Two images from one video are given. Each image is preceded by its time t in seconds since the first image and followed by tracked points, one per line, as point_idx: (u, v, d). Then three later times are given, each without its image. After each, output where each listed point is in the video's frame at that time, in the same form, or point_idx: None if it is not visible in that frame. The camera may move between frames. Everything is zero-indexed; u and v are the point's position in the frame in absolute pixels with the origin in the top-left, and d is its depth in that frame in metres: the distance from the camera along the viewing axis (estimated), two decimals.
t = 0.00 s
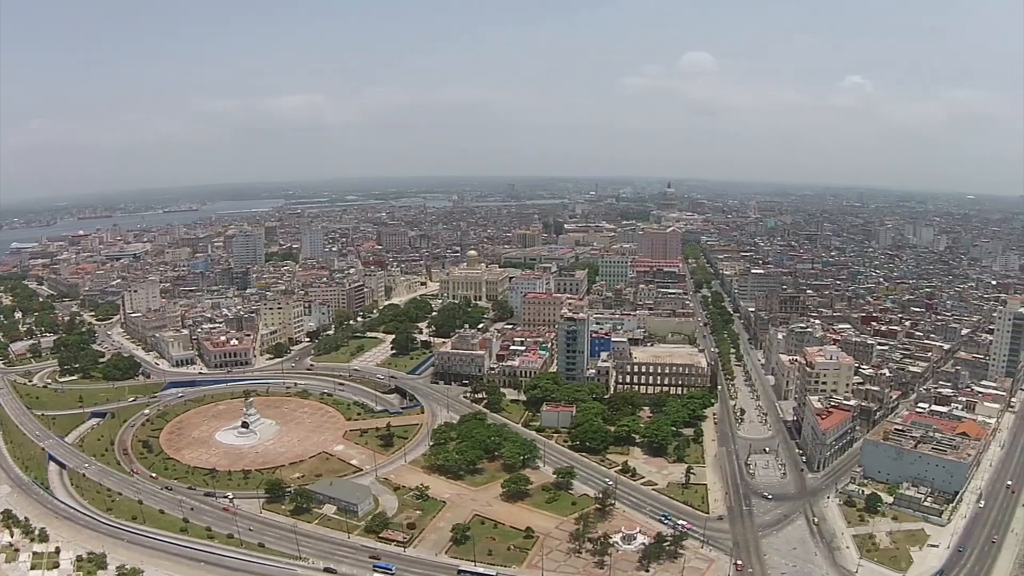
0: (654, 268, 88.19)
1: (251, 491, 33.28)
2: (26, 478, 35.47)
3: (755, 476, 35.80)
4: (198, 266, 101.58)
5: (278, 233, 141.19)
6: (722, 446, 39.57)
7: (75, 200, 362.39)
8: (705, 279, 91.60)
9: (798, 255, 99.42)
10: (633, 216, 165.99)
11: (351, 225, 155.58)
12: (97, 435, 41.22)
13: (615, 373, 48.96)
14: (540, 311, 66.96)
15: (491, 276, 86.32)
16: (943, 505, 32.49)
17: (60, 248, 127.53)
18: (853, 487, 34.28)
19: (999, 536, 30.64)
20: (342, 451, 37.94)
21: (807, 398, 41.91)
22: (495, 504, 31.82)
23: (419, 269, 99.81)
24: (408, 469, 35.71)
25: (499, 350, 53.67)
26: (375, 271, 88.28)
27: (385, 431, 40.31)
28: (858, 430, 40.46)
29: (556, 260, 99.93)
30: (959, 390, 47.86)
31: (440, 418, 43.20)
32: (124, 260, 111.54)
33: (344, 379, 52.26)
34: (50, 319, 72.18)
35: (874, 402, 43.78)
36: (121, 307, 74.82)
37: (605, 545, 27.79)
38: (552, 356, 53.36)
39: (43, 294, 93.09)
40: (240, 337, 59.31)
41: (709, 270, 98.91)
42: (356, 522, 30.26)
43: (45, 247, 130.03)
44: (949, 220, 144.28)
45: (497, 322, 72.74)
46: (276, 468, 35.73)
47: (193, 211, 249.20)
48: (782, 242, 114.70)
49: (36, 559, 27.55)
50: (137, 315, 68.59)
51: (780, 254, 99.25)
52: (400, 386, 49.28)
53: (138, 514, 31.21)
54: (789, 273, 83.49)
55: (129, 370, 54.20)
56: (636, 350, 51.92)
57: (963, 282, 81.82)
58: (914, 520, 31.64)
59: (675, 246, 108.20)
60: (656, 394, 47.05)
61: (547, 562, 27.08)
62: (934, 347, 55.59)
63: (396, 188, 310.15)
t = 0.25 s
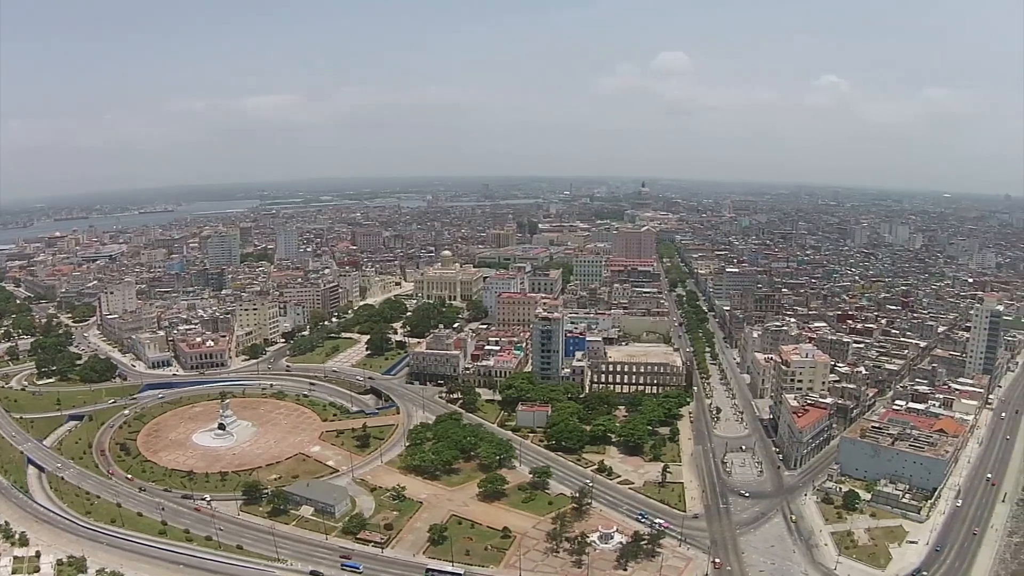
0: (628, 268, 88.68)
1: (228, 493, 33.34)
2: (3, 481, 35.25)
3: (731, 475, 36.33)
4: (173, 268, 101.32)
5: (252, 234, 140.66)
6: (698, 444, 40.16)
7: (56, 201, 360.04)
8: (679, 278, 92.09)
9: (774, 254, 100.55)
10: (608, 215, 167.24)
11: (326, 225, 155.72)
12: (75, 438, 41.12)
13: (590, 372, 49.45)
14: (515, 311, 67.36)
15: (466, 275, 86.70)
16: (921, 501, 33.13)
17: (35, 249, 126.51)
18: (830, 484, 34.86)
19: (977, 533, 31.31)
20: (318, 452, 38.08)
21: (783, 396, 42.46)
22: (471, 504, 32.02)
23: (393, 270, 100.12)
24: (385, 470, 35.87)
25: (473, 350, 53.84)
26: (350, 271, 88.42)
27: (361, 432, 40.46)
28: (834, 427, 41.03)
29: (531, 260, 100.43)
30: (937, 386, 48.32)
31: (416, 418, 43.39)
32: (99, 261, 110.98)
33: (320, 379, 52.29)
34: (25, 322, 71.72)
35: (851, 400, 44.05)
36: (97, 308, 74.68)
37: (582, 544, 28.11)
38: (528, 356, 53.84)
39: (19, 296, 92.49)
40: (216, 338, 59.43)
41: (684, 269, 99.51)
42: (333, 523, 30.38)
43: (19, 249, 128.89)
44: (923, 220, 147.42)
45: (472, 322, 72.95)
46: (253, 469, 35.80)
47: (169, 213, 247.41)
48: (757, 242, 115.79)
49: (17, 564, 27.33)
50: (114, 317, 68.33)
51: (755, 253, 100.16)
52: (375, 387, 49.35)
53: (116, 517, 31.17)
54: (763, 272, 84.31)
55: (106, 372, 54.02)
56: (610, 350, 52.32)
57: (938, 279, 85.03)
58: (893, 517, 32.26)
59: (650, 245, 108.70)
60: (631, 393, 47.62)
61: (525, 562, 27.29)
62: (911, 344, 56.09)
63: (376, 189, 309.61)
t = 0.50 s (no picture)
0: (600, 267, 89.21)
1: (204, 495, 33.33)
2: None
3: (706, 474, 36.46)
4: (147, 271, 100.91)
5: (225, 236, 140.08)
6: (672, 444, 40.30)
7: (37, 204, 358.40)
8: (651, 277, 92.78)
9: (746, 254, 101.47)
10: (580, 215, 168.50)
11: (298, 227, 155.67)
12: (52, 442, 41.00)
13: (564, 372, 49.29)
14: (487, 311, 67.71)
15: (438, 276, 87.26)
16: (898, 498, 33.52)
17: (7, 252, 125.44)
18: (805, 483, 35.10)
19: (954, 530, 31.72)
20: (293, 454, 38.13)
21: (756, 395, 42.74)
22: (446, 505, 32.06)
23: (365, 271, 100.39)
24: (360, 471, 35.88)
25: (447, 350, 54.38)
26: (323, 273, 88.64)
27: (336, 433, 40.50)
28: (808, 425, 41.26)
29: (501, 261, 100.89)
30: (913, 382, 48.66)
31: (390, 419, 43.51)
32: (73, 264, 110.40)
33: (293, 381, 52.29)
34: None
35: (825, 398, 44.45)
36: (72, 312, 74.65)
37: (559, 544, 28.19)
38: (501, 356, 54.13)
39: None
40: (190, 340, 59.20)
41: (655, 268, 100.30)
42: (309, 525, 30.40)
43: None
44: (895, 221, 151.34)
45: (444, 322, 73.17)
46: (228, 471, 35.81)
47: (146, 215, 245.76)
48: (729, 242, 116.88)
49: None
50: (88, 320, 68.12)
51: (727, 253, 101.16)
52: (349, 388, 49.30)
53: (94, 521, 31.11)
54: (736, 272, 85.07)
55: (81, 376, 53.48)
56: (583, 350, 52.29)
57: (914, 278, 87.57)
58: (870, 515, 32.45)
59: (622, 245, 109.36)
60: (603, 393, 47.50)
61: (501, 562, 27.36)
62: (885, 343, 56.57)
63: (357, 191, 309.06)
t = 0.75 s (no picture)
0: (568, 267, 89.48)
1: (176, 499, 33.27)
2: None
3: (677, 472, 36.45)
4: (115, 273, 100.02)
5: (194, 238, 138.78)
6: (643, 443, 40.31)
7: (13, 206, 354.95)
8: (619, 276, 93.16)
9: (714, 253, 101.87)
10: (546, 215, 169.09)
11: (268, 229, 154.84)
12: (25, 447, 40.79)
13: (533, 372, 49.09)
14: (454, 311, 67.69)
15: (406, 278, 87.55)
16: (871, 495, 33.52)
17: None
18: (777, 480, 35.15)
19: (928, 526, 31.78)
20: (264, 457, 38.10)
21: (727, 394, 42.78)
22: (418, 506, 32.04)
23: (334, 272, 100.24)
24: (331, 473, 35.85)
25: (417, 351, 54.69)
26: (292, 275, 88.55)
27: (306, 436, 40.51)
28: (780, 423, 41.44)
29: (469, 261, 100.79)
30: (883, 380, 48.96)
31: (360, 421, 43.55)
32: (42, 268, 109.33)
33: (262, 384, 52.24)
34: None
35: (796, 395, 44.67)
36: (43, 315, 74.74)
37: (531, 544, 28.19)
38: (470, 356, 54.28)
39: None
40: (160, 343, 59.50)
41: (623, 268, 100.77)
42: (281, 528, 30.34)
43: None
44: (863, 221, 154.00)
45: (412, 323, 73.09)
46: (200, 474, 35.76)
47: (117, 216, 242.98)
48: (698, 241, 117.59)
49: None
50: (59, 324, 67.91)
51: (696, 252, 101.83)
52: (319, 390, 49.16)
53: (69, 526, 30.99)
54: (704, 270, 85.43)
55: (53, 379, 53.80)
56: (552, 351, 52.11)
57: (881, 275, 88.44)
58: (842, 511, 32.48)
59: (589, 245, 109.59)
60: (573, 393, 47.62)
61: (474, 562, 27.37)
62: (855, 340, 56.47)
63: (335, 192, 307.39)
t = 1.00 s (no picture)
0: (543, 267, 89.47)
1: (155, 502, 33.25)
2: None
3: (654, 471, 36.45)
4: (92, 275, 99.17)
5: (170, 240, 137.18)
6: (620, 442, 40.31)
7: None
8: (594, 276, 93.22)
9: (691, 252, 101.96)
10: (521, 215, 169.18)
11: (244, 230, 153.82)
12: (5, 450, 40.64)
13: (510, 372, 48.95)
14: (430, 312, 67.73)
15: (382, 278, 87.65)
16: (850, 493, 33.45)
17: None
18: (756, 478, 35.09)
19: (908, 523, 31.79)
20: (242, 458, 38.10)
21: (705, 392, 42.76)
22: (396, 507, 32.01)
23: (310, 273, 99.91)
24: (309, 474, 35.80)
25: (393, 351, 54.52)
26: (268, 276, 88.45)
27: (284, 437, 40.46)
28: (757, 422, 41.38)
29: (445, 261, 100.48)
30: (862, 378, 49.03)
31: (338, 422, 43.59)
32: (18, 270, 108.25)
33: (238, 385, 52.23)
34: None
35: (773, 394, 44.44)
36: (21, 317, 74.66)
37: (510, 544, 28.14)
38: (446, 357, 54.44)
39: None
40: (138, 345, 59.62)
41: (598, 267, 100.94)
42: (260, 530, 30.30)
43: None
44: (840, 221, 155.29)
45: (388, 324, 72.85)
46: (179, 477, 35.74)
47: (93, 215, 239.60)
48: (674, 241, 117.82)
49: None
50: (37, 326, 67.75)
51: (671, 251, 102.06)
52: (296, 392, 49.28)
53: (50, 530, 30.90)
54: (681, 270, 85.45)
55: (32, 382, 53.71)
56: (529, 351, 51.87)
57: (858, 274, 88.81)
58: (821, 509, 32.46)
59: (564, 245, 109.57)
60: (549, 393, 47.58)
61: (452, 563, 27.37)
62: (833, 339, 55.75)
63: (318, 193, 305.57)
